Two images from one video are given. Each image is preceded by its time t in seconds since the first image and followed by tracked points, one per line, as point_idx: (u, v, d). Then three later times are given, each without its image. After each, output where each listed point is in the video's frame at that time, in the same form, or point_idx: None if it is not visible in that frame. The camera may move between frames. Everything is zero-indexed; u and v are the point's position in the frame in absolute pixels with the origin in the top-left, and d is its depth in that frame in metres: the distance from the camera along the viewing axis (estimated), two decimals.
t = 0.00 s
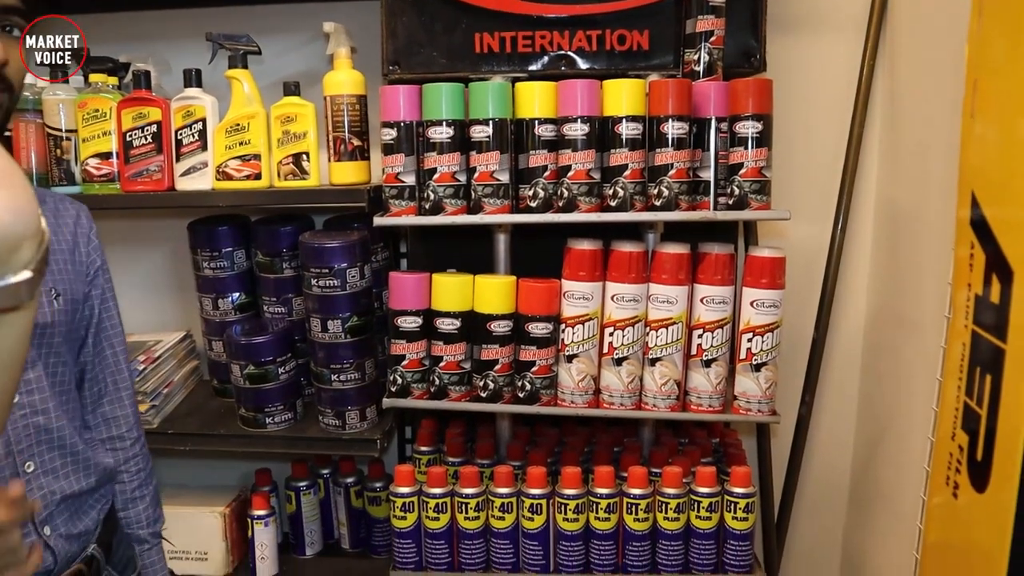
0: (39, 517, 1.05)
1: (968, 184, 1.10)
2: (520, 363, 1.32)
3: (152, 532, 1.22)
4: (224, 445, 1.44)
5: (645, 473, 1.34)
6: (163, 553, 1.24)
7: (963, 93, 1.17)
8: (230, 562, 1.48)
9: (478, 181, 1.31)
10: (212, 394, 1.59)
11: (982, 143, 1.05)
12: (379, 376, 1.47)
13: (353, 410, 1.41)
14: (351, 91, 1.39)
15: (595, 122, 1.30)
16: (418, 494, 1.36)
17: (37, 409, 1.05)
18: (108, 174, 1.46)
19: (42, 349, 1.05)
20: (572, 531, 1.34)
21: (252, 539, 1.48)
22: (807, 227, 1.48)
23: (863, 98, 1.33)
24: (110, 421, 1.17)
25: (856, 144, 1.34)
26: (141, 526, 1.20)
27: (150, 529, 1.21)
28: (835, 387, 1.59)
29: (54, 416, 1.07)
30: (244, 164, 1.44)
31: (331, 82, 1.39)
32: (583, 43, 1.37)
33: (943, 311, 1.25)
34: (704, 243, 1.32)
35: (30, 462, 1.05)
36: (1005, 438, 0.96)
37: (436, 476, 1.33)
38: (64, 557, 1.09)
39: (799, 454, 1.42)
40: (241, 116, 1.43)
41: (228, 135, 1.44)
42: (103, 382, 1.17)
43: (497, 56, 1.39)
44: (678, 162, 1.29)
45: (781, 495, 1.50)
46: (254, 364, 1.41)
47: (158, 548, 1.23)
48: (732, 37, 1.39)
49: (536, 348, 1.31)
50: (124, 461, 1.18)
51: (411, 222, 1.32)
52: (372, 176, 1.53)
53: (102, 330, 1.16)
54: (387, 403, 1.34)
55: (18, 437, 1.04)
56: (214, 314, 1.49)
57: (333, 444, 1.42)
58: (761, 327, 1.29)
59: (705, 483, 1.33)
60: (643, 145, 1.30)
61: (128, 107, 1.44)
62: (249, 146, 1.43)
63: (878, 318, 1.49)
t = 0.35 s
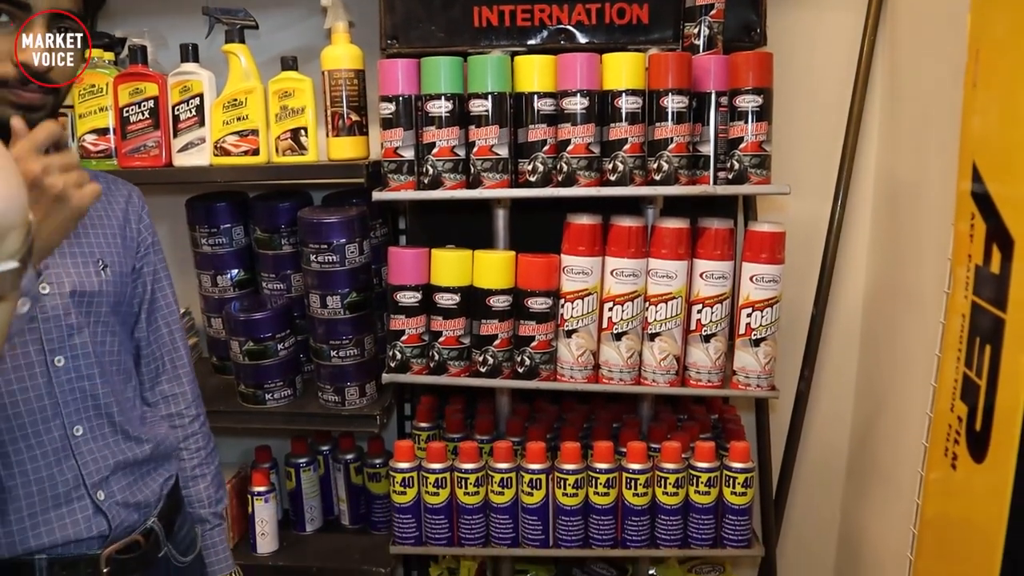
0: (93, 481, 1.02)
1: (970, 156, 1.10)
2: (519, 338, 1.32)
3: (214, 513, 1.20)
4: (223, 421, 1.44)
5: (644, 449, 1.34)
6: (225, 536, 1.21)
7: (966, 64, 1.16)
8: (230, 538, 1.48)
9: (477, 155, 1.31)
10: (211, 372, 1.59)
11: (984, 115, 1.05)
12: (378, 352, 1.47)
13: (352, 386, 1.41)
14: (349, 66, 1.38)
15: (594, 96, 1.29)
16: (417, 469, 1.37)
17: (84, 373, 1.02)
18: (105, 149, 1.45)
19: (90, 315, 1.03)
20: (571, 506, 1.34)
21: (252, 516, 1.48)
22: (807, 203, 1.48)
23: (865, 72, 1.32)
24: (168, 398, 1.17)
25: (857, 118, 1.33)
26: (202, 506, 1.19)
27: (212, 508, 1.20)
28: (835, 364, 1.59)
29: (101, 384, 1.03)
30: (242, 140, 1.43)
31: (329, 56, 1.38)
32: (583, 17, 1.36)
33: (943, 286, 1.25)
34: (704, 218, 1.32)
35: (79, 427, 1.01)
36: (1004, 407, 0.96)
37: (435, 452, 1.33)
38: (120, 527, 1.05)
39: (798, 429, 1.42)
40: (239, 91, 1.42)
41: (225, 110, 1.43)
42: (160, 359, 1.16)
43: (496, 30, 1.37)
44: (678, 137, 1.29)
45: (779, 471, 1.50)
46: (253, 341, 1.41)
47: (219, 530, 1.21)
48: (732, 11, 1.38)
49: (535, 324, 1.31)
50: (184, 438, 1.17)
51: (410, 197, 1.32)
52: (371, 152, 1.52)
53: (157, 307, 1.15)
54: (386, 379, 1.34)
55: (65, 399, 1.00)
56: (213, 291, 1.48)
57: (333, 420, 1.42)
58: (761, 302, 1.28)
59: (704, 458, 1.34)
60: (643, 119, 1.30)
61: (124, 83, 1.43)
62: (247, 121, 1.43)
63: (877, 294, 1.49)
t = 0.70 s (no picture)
0: (119, 448, 1.02)
1: (972, 128, 1.09)
2: (518, 314, 1.32)
3: (233, 487, 1.21)
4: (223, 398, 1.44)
5: (644, 425, 1.34)
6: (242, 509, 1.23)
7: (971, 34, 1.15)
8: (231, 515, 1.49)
9: (476, 130, 1.30)
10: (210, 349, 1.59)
11: (988, 87, 1.04)
12: (377, 329, 1.47)
13: (352, 362, 1.41)
14: (347, 41, 1.37)
15: (594, 70, 1.28)
16: (417, 445, 1.37)
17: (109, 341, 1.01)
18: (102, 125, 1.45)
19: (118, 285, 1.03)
20: (571, 482, 1.34)
21: (252, 492, 1.48)
22: (808, 179, 1.47)
23: (867, 46, 1.31)
24: (192, 373, 1.17)
25: (859, 92, 1.32)
26: (225, 480, 1.20)
27: (233, 482, 1.21)
28: (834, 342, 1.59)
29: (128, 353, 1.03)
30: (240, 115, 1.42)
31: (328, 31, 1.36)
32: None
33: (944, 261, 1.24)
34: (704, 193, 1.32)
35: (106, 393, 1.01)
36: (1005, 378, 0.96)
37: (435, 428, 1.33)
38: (145, 496, 1.04)
39: (798, 405, 1.42)
40: (237, 67, 1.41)
41: (223, 86, 1.42)
42: (185, 334, 1.17)
43: (496, 5, 1.34)
44: (678, 111, 1.28)
45: (778, 448, 1.50)
46: (252, 317, 1.40)
47: (236, 504, 1.22)
48: None
49: (535, 299, 1.31)
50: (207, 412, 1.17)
51: (409, 172, 1.31)
52: (370, 127, 1.51)
53: (182, 282, 1.16)
54: (386, 354, 1.34)
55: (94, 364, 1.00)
56: (212, 269, 1.48)
57: (332, 396, 1.42)
58: (761, 277, 1.28)
59: (704, 434, 1.34)
60: (643, 93, 1.29)
61: (121, 58, 1.42)
62: (245, 97, 1.42)
63: (878, 271, 1.49)
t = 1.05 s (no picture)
0: (121, 423, 1.01)
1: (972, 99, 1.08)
2: (517, 291, 1.32)
3: (224, 459, 1.25)
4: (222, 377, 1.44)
5: (642, 402, 1.34)
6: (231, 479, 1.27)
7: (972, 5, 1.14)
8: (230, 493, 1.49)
9: (475, 106, 1.29)
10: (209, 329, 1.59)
11: (991, 58, 1.03)
12: (376, 307, 1.47)
13: (350, 341, 1.41)
14: (345, 18, 1.35)
15: (594, 45, 1.27)
16: (415, 423, 1.37)
17: (116, 318, 1.01)
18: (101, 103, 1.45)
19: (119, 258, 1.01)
20: (569, 460, 1.34)
21: (252, 471, 1.49)
22: (808, 157, 1.46)
23: (869, 20, 1.30)
24: (188, 348, 1.19)
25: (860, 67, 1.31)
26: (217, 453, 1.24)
27: (224, 454, 1.25)
28: (834, 321, 1.58)
29: (132, 331, 1.03)
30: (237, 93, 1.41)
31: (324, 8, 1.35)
32: None
33: (944, 238, 1.24)
34: (704, 170, 1.31)
35: (109, 368, 1.00)
36: (1004, 351, 0.96)
37: (433, 406, 1.33)
38: (145, 468, 1.04)
39: (797, 383, 1.41)
40: (234, 44, 1.40)
41: (220, 63, 1.41)
42: (183, 310, 1.17)
43: None
44: (678, 87, 1.27)
45: (777, 427, 1.50)
46: (250, 296, 1.40)
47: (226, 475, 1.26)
48: None
49: (533, 277, 1.31)
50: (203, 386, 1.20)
51: (407, 149, 1.30)
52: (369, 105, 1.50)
53: (183, 258, 1.17)
54: (384, 332, 1.34)
55: (99, 341, 0.99)
56: (211, 248, 1.48)
57: (331, 375, 1.42)
58: (760, 254, 1.27)
59: (703, 412, 1.33)
60: (643, 68, 1.28)
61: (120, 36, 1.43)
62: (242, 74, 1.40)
63: (878, 250, 1.48)
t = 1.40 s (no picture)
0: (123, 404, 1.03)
1: (971, 75, 1.07)
2: (511, 275, 1.32)
3: (217, 437, 1.24)
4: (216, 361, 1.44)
5: (636, 386, 1.34)
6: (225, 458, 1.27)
7: None
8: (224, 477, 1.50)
9: (469, 88, 1.28)
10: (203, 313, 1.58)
11: (988, 39, 1.03)
12: (370, 291, 1.46)
13: (344, 325, 1.40)
14: None
15: (588, 27, 1.26)
16: (409, 407, 1.36)
17: (120, 301, 1.04)
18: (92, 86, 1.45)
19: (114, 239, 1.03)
20: (563, 443, 1.34)
21: (245, 456, 1.48)
22: (804, 141, 1.46)
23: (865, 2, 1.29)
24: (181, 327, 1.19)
25: (856, 50, 1.31)
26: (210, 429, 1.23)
27: (218, 432, 1.24)
28: (827, 306, 1.58)
29: (136, 311, 1.06)
30: (230, 76, 1.41)
31: None
32: None
33: (938, 221, 1.23)
34: (699, 153, 1.30)
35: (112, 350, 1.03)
36: (998, 332, 0.96)
37: (427, 389, 1.33)
38: (146, 447, 1.05)
39: (791, 367, 1.41)
40: (227, 26, 1.40)
41: (213, 46, 1.41)
42: (177, 290, 1.18)
43: None
44: (673, 69, 1.26)
45: (771, 412, 1.51)
46: (244, 280, 1.40)
47: (221, 453, 1.26)
48: None
49: (527, 260, 1.30)
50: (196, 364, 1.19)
51: (401, 131, 1.30)
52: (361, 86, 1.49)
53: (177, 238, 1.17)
54: (378, 315, 1.33)
55: (101, 322, 1.02)
56: (204, 232, 1.47)
57: (325, 359, 1.42)
58: (755, 238, 1.27)
59: (697, 395, 1.33)
60: (637, 51, 1.27)
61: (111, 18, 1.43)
62: (235, 57, 1.40)
63: (873, 234, 1.48)
